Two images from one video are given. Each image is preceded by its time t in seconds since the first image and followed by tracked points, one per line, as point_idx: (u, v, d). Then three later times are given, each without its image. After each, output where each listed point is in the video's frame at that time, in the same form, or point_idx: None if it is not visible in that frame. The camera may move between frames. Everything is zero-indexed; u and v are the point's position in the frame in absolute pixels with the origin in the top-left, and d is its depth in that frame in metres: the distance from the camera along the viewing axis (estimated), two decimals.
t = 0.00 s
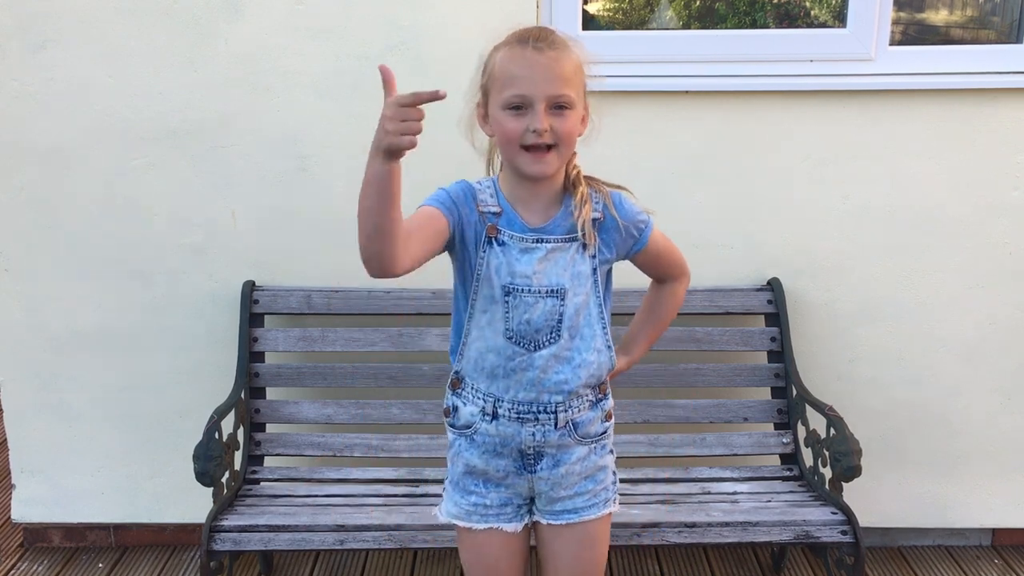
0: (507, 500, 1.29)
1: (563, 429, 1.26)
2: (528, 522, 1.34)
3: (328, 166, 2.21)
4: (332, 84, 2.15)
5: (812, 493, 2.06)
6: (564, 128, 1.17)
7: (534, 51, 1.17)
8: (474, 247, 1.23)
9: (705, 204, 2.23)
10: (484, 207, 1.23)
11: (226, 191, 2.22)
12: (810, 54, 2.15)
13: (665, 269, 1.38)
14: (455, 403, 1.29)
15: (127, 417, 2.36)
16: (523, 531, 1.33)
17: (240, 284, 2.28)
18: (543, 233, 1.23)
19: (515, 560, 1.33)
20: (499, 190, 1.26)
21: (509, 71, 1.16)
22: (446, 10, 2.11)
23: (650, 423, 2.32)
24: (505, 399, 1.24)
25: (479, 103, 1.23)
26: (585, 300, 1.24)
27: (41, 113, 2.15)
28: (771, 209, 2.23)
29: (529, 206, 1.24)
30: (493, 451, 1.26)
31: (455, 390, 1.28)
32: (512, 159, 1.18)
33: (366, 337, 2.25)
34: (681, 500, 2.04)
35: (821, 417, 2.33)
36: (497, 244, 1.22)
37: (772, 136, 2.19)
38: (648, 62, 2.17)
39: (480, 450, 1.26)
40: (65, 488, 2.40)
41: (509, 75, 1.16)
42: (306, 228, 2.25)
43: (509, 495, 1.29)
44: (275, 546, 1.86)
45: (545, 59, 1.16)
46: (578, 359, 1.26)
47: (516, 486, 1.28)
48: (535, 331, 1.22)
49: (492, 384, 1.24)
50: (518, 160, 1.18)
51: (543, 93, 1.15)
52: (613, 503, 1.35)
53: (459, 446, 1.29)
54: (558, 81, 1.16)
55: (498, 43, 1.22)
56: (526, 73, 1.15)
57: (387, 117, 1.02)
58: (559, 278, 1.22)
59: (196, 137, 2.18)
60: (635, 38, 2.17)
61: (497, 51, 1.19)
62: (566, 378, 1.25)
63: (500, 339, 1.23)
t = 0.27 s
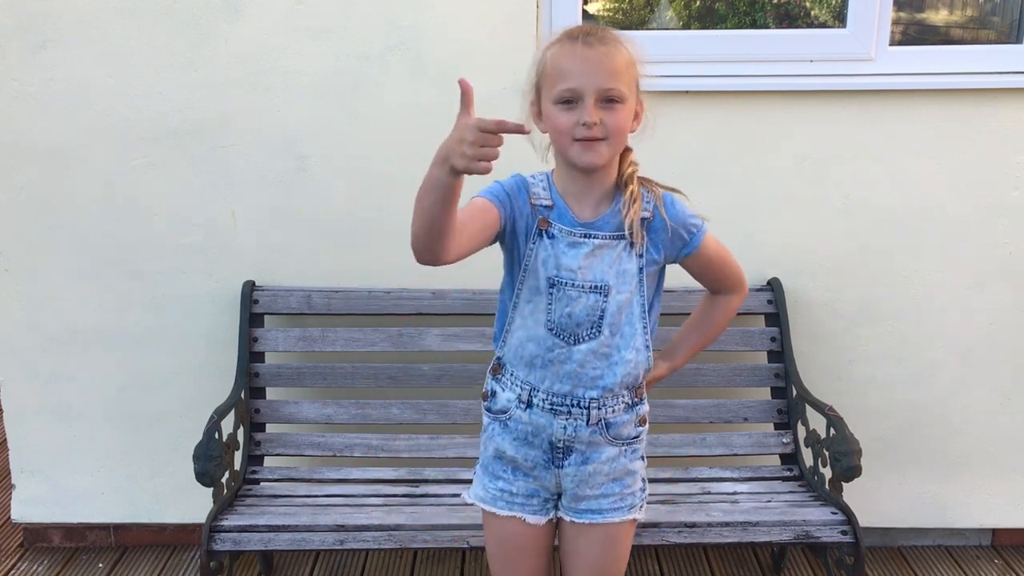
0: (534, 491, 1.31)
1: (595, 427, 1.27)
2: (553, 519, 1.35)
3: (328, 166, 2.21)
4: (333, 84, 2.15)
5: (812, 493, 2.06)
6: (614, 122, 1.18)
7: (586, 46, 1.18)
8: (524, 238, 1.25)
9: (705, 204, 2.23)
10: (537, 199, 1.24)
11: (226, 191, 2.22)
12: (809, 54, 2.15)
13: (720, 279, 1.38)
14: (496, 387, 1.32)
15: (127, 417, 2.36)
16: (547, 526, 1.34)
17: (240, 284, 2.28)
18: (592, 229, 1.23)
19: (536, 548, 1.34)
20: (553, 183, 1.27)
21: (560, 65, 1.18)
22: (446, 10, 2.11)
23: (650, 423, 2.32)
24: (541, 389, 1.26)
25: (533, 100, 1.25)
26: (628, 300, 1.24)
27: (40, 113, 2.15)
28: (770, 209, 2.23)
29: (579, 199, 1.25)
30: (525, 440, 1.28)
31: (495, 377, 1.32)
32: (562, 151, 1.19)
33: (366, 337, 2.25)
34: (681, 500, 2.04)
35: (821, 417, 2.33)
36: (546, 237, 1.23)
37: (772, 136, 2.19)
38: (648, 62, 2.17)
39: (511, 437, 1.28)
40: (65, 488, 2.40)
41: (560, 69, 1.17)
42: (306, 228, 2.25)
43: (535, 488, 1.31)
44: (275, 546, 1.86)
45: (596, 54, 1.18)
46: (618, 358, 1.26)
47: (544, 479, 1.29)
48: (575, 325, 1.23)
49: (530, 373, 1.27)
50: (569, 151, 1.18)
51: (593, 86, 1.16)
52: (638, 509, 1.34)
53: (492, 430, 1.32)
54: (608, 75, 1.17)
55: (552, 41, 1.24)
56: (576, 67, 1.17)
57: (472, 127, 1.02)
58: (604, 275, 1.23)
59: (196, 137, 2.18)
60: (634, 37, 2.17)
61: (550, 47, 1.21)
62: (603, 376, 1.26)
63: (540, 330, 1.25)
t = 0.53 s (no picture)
0: (546, 483, 1.31)
1: (609, 423, 1.27)
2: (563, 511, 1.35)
3: (328, 166, 2.21)
4: (333, 84, 2.15)
5: (812, 493, 2.06)
6: (638, 102, 1.18)
7: (605, 34, 1.21)
8: (547, 229, 1.25)
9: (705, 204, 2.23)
10: (560, 193, 1.24)
11: (226, 191, 2.22)
12: (809, 54, 2.15)
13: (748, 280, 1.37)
14: (515, 376, 1.32)
15: (127, 417, 2.36)
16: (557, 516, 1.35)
17: (240, 284, 2.28)
18: (614, 223, 1.23)
19: (545, 539, 1.36)
20: (578, 177, 1.27)
21: (581, 54, 1.20)
22: (447, 10, 2.11)
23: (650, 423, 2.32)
24: (558, 381, 1.26)
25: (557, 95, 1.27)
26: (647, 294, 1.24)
27: (40, 113, 2.15)
28: (770, 209, 2.23)
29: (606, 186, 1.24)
30: (540, 431, 1.28)
31: (515, 365, 1.32)
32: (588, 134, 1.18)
33: (366, 337, 2.25)
34: (681, 500, 2.04)
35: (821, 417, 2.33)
36: (569, 228, 1.23)
37: (772, 136, 2.19)
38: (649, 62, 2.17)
39: (527, 426, 1.29)
40: (65, 488, 2.40)
41: (581, 57, 1.19)
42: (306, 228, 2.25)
43: (546, 480, 1.31)
44: (275, 546, 1.86)
45: (615, 41, 1.20)
46: (635, 353, 1.26)
47: (556, 472, 1.30)
48: (594, 318, 1.23)
49: (547, 364, 1.27)
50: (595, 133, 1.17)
51: (614, 69, 1.17)
52: (647, 510, 1.34)
53: (509, 418, 1.32)
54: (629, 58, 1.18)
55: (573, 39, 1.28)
56: (597, 53, 1.19)
57: (517, 122, 1.02)
58: (625, 269, 1.23)
59: (196, 137, 2.18)
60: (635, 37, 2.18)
61: (571, 42, 1.24)
62: (620, 371, 1.25)
63: (559, 322, 1.25)
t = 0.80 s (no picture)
0: (550, 488, 1.32)
1: (609, 426, 1.27)
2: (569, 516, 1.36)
3: (328, 166, 2.21)
4: (333, 84, 2.15)
5: (812, 493, 2.06)
6: (631, 133, 1.18)
7: (595, 61, 1.17)
8: (548, 234, 1.28)
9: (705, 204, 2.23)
10: (560, 198, 1.27)
11: (226, 190, 2.22)
12: (810, 54, 2.15)
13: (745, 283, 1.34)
14: (515, 382, 1.34)
15: (127, 417, 2.36)
16: (564, 522, 1.35)
17: (240, 284, 2.28)
18: (612, 226, 1.25)
19: (552, 544, 1.36)
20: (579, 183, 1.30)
21: (573, 85, 1.18)
22: (447, 10, 2.11)
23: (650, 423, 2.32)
24: (557, 385, 1.27)
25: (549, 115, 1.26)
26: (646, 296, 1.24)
27: (40, 113, 2.15)
28: (770, 209, 2.23)
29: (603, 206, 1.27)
30: (541, 436, 1.29)
31: (516, 373, 1.34)
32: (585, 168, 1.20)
33: (366, 337, 2.25)
34: (682, 500, 2.04)
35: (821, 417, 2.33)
36: (568, 233, 1.26)
37: (772, 136, 2.19)
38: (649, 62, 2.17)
39: (528, 432, 1.30)
40: (65, 488, 2.40)
41: (573, 88, 1.17)
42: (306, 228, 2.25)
43: (550, 485, 1.32)
44: (275, 546, 1.86)
45: (606, 68, 1.17)
46: (634, 355, 1.26)
47: (560, 475, 1.31)
48: (591, 321, 1.24)
49: (546, 369, 1.28)
50: (591, 168, 1.19)
51: (608, 101, 1.16)
52: (653, 513, 1.34)
53: (512, 425, 1.34)
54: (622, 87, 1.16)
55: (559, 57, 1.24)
56: (589, 86, 1.16)
57: (506, 154, 1.06)
58: (623, 271, 1.24)
59: (196, 137, 2.18)
60: (634, 37, 2.17)
61: (559, 65, 1.21)
62: (619, 373, 1.26)
63: (558, 325, 1.27)
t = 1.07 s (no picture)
0: (545, 489, 1.33)
1: (601, 427, 1.27)
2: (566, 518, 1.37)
3: (328, 166, 2.21)
4: (332, 84, 2.15)
5: (812, 493, 2.06)
6: (623, 132, 1.19)
7: (595, 56, 1.19)
8: (536, 236, 1.28)
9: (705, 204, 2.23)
10: (548, 200, 1.28)
11: (226, 190, 2.22)
12: (810, 54, 2.15)
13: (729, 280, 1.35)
14: (507, 386, 1.34)
15: (127, 417, 2.36)
16: (561, 523, 1.36)
17: (240, 284, 2.28)
18: (601, 227, 1.25)
19: (550, 549, 1.37)
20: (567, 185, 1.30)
21: (570, 76, 1.19)
22: (447, 10, 2.11)
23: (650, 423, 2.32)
24: (548, 388, 1.28)
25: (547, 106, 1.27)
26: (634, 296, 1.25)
27: (40, 113, 2.15)
28: (770, 209, 2.23)
29: (587, 202, 1.28)
30: (533, 438, 1.30)
31: (508, 376, 1.34)
32: (573, 160, 1.21)
33: (366, 337, 2.25)
34: (681, 500, 2.04)
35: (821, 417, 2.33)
36: (557, 234, 1.26)
37: (772, 136, 2.19)
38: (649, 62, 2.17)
39: (521, 435, 1.31)
40: (64, 488, 2.40)
41: (570, 79, 1.19)
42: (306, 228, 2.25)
43: (546, 486, 1.33)
44: (275, 546, 1.86)
45: (604, 64, 1.19)
46: (624, 356, 1.26)
47: (554, 477, 1.32)
48: (581, 323, 1.25)
49: (537, 372, 1.29)
50: (579, 160, 1.20)
51: (603, 96, 1.18)
52: (648, 512, 1.34)
53: (505, 429, 1.34)
54: (618, 84, 1.18)
55: (563, 49, 1.26)
56: (586, 78, 1.18)
57: (499, 149, 1.05)
58: (611, 272, 1.24)
59: (195, 137, 2.18)
60: (634, 37, 2.17)
61: (561, 56, 1.23)
62: (609, 373, 1.26)
63: (547, 328, 1.27)
